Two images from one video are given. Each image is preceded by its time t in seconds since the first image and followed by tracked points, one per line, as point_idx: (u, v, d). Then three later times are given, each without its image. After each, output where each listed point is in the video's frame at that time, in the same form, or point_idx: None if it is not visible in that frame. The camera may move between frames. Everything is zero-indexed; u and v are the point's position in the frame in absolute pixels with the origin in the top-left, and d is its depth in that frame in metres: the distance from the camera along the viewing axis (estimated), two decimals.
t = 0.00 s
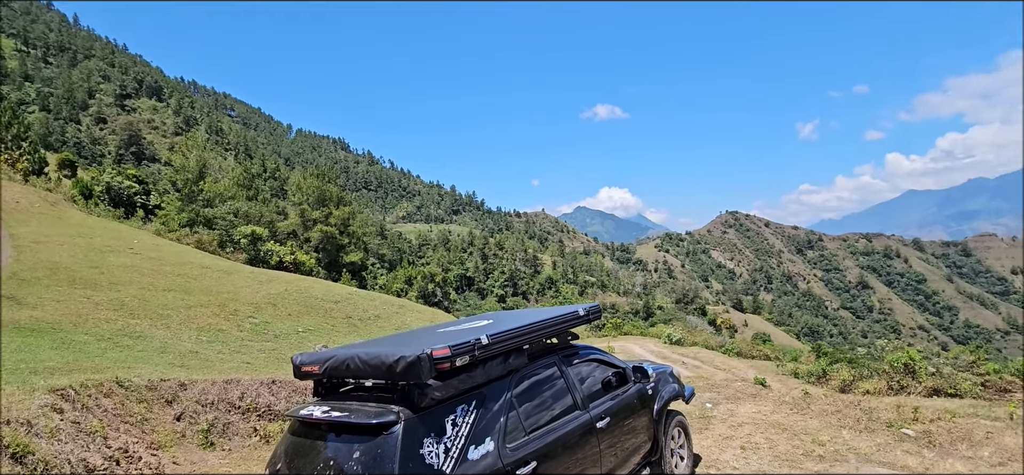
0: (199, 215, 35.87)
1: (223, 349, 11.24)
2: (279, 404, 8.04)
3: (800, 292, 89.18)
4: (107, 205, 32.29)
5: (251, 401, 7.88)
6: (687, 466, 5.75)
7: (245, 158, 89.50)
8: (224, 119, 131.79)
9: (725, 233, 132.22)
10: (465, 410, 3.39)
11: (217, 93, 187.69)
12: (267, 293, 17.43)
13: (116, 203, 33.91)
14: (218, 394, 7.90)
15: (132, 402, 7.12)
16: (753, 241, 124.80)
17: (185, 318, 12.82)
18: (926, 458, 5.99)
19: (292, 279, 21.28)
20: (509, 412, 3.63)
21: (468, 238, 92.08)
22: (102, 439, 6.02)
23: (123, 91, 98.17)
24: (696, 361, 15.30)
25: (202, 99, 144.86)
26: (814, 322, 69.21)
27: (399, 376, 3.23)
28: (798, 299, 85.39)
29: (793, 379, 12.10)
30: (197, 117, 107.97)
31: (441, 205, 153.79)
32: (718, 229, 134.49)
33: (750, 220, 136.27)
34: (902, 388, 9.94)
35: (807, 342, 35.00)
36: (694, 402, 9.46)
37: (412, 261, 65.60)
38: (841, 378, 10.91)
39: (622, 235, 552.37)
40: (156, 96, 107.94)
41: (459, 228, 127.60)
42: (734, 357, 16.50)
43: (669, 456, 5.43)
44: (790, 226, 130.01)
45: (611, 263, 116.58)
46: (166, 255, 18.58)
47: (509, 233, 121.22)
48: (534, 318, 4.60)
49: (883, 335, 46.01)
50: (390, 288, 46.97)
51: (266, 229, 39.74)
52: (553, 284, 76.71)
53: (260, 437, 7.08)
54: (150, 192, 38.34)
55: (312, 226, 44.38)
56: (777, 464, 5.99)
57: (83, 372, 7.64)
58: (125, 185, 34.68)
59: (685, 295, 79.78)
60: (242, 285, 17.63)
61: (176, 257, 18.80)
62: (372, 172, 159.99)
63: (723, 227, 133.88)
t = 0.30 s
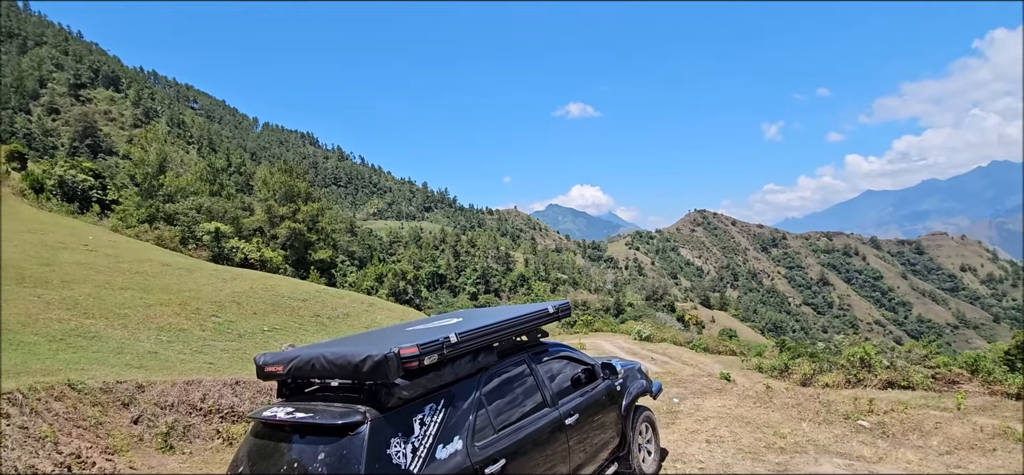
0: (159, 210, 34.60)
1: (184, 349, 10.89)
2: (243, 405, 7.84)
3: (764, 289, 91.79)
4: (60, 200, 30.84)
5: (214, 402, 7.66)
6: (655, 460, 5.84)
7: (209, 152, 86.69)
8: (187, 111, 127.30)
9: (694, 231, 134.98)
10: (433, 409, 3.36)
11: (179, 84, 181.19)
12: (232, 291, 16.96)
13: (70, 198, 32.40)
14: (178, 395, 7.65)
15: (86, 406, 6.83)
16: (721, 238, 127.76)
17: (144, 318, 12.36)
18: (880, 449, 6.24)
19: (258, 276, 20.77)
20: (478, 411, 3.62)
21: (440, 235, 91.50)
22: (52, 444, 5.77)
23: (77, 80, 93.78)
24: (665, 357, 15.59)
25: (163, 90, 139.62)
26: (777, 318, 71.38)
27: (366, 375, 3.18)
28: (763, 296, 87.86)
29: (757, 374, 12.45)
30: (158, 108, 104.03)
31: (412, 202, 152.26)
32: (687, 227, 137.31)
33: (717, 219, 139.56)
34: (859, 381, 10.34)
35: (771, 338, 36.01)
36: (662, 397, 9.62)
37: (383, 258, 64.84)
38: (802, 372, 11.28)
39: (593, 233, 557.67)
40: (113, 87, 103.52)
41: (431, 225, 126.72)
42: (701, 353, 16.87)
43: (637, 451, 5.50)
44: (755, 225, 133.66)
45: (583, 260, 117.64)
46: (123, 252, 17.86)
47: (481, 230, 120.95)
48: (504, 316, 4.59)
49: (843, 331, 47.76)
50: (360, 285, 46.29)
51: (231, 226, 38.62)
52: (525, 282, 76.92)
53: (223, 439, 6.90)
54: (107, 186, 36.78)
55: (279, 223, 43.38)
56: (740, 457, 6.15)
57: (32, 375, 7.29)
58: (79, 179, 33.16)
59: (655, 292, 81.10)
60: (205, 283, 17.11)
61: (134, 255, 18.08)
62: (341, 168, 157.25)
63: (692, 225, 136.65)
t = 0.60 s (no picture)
0: (115, 204, 33.17)
1: (142, 349, 10.50)
2: (204, 406, 7.63)
3: (730, 283, 94.20)
4: (5, 193, 29.21)
5: (173, 404, 7.42)
6: (622, 452, 5.94)
7: (167, 145, 83.43)
8: (144, 101, 122.18)
9: (662, 227, 137.51)
10: (399, 407, 3.34)
11: (135, 73, 173.76)
12: (192, 288, 16.43)
13: (16, 191, 30.72)
14: (134, 397, 7.38)
15: (33, 409, 6.51)
16: (688, 234, 130.47)
17: (98, 317, 11.86)
18: (837, 437, 6.49)
19: (222, 273, 20.17)
20: (445, 409, 3.59)
21: (411, 231, 90.68)
22: None
23: (24, 67, 88.83)
24: (633, 351, 15.84)
25: (118, 79, 133.60)
26: (742, 312, 73.52)
27: (330, 374, 3.13)
28: (729, 291, 90.20)
29: (722, 366, 12.77)
30: (113, 98, 99.56)
31: (382, 197, 150.31)
32: (656, 223, 139.78)
33: (685, 215, 142.58)
34: (817, 372, 10.73)
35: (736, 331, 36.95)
36: (629, 391, 9.78)
37: (352, 254, 63.88)
38: (765, 365, 11.63)
39: (564, 229, 561.61)
40: (64, 75, 98.50)
41: (402, 221, 125.37)
42: (669, 347, 17.23)
43: (604, 444, 5.58)
44: (721, 221, 137.06)
45: (553, 256, 118.41)
46: (75, 248, 17.06)
47: (452, 226, 120.37)
48: (472, 312, 4.58)
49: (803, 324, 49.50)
50: (328, 282, 45.51)
51: (192, 221, 37.33)
52: (497, 277, 76.98)
53: (182, 441, 6.70)
54: (56, 179, 35.03)
55: (243, 218, 42.22)
56: (705, 447, 6.32)
57: None
58: (26, 172, 31.51)
59: (624, 287, 82.24)
60: (164, 280, 16.53)
61: (86, 251, 17.29)
62: (309, 162, 153.92)
63: (660, 221, 139.28)
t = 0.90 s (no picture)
0: (68, 197, 31.69)
1: (98, 348, 10.10)
2: (165, 406, 7.40)
3: (699, 276, 96.28)
4: None
5: (132, 404, 7.18)
6: (592, 443, 6.03)
7: (125, 135, 80.07)
8: (100, 89, 116.80)
9: (633, 221, 139.50)
10: (368, 403, 3.30)
11: (89, 59, 165.94)
12: (153, 284, 15.89)
13: None
14: (91, 398, 7.10)
15: None
16: (658, 229, 132.76)
17: (50, 315, 11.34)
18: (797, 424, 6.73)
19: (184, 269, 19.54)
20: (415, 404, 3.57)
21: (382, 225, 89.57)
22: None
23: None
24: (604, 343, 16.07)
25: (70, 66, 127.31)
26: (709, 304, 75.39)
27: (296, 371, 3.08)
28: (698, 283, 92.20)
29: (690, 357, 13.07)
30: (65, 86, 94.85)
31: (352, 191, 147.81)
32: (627, 218, 141.70)
33: (655, 210, 144.93)
34: (780, 362, 11.08)
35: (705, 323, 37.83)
36: (599, 383, 9.93)
37: (321, 249, 62.68)
38: (730, 355, 11.95)
39: (537, 223, 563.67)
40: (11, 60, 93.30)
41: (373, 215, 123.64)
42: (639, 339, 17.54)
43: (574, 436, 5.64)
44: (690, 215, 139.92)
45: (526, 250, 118.85)
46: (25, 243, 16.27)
47: (424, 220, 119.40)
48: (442, 306, 4.56)
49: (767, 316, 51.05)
50: (297, 277, 44.55)
51: (151, 215, 35.98)
52: (469, 272, 76.80)
53: (142, 442, 6.49)
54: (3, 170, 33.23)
55: (206, 212, 40.97)
56: (671, 437, 6.47)
57: None
58: None
59: (596, 281, 83.12)
60: (123, 276, 15.93)
61: (37, 246, 16.50)
62: (275, 154, 150.14)
63: (631, 216, 141.28)
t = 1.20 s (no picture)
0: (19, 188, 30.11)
1: (53, 346, 9.69)
2: (126, 404, 7.17)
3: (670, 268, 97.92)
4: None
5: (92, 403, 6.94)
6: (564, 433, 6.10)
7: (80, 123, 76.49)
8: (52, 74, 111.14)
9: (606, 213, 140.94)
10: (339, 398, 3.27)
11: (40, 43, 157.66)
12: (113, 279, 15.34)
13: None
14: (47, 398, 6.82)
15: None
16: (631, 221, 134.44)
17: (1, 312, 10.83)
18: (762, 411, 6.95)
19: (146, 263, 18.91)
20: (387, 398, 3.54)
21: (354, 217, 88.23)
22: None
23: None
24: (577, 335, 16.23)
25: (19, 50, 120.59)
26: (680, 295, 76.84)
27: (264, 366, 3.02)
28: (669, 275, 93.79)
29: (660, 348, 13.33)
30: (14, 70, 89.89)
31: (322, 183, 144.83)
32: (600, 210, 143.00)
33: (628, 203, 146.68)
34: (747, 351, 11.39)
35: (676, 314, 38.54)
36: (572, 374, 10.04)
37: (290, 242, 61.34)
38: (699, 346, 12.22)
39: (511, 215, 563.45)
40: None
41: (344, 207, 121.54)
42: (612, 330, 17.79)
43: (547, 427, 5.70)
44: (662, 208, 142.10)
45: (500, 243, 118.80)
46: None
47: (397, 212, 118.04)
48: (414, 300, 4.53)
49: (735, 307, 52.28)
50: (266, 271, 43.48)
51: (110, 207, 34.54)
52: (443, 265, 76.37)
53: (103, 442, 6.27)
54: None
55: (169, 204, 39.60)
56: (641, 426, 6.61)
57: None
58: None
59: (570, 273, 83.73)
60: (81, 271, 15.34)
61: None
62: (242, 145, 145.90)
63: (604, 208, 142.60)
